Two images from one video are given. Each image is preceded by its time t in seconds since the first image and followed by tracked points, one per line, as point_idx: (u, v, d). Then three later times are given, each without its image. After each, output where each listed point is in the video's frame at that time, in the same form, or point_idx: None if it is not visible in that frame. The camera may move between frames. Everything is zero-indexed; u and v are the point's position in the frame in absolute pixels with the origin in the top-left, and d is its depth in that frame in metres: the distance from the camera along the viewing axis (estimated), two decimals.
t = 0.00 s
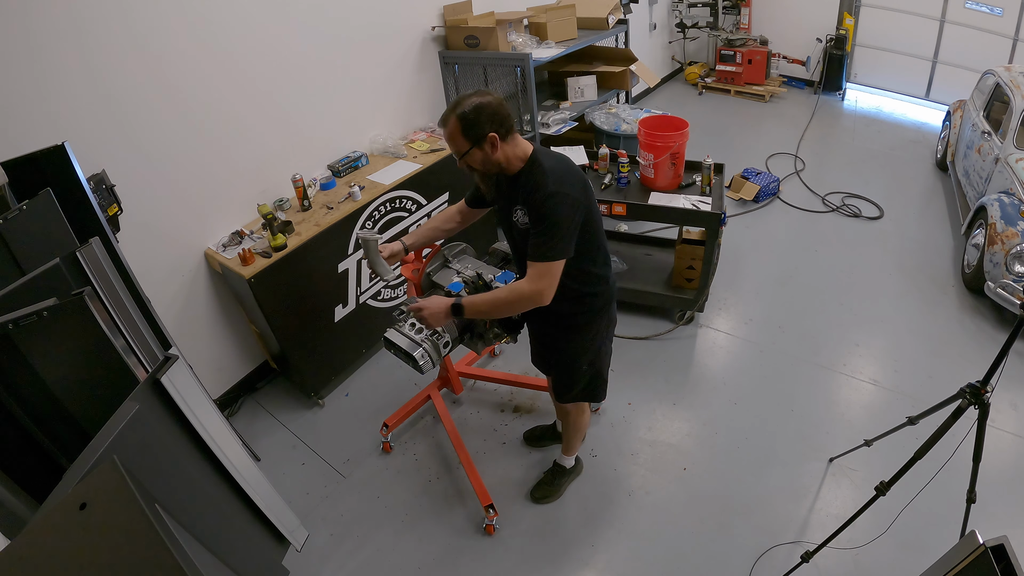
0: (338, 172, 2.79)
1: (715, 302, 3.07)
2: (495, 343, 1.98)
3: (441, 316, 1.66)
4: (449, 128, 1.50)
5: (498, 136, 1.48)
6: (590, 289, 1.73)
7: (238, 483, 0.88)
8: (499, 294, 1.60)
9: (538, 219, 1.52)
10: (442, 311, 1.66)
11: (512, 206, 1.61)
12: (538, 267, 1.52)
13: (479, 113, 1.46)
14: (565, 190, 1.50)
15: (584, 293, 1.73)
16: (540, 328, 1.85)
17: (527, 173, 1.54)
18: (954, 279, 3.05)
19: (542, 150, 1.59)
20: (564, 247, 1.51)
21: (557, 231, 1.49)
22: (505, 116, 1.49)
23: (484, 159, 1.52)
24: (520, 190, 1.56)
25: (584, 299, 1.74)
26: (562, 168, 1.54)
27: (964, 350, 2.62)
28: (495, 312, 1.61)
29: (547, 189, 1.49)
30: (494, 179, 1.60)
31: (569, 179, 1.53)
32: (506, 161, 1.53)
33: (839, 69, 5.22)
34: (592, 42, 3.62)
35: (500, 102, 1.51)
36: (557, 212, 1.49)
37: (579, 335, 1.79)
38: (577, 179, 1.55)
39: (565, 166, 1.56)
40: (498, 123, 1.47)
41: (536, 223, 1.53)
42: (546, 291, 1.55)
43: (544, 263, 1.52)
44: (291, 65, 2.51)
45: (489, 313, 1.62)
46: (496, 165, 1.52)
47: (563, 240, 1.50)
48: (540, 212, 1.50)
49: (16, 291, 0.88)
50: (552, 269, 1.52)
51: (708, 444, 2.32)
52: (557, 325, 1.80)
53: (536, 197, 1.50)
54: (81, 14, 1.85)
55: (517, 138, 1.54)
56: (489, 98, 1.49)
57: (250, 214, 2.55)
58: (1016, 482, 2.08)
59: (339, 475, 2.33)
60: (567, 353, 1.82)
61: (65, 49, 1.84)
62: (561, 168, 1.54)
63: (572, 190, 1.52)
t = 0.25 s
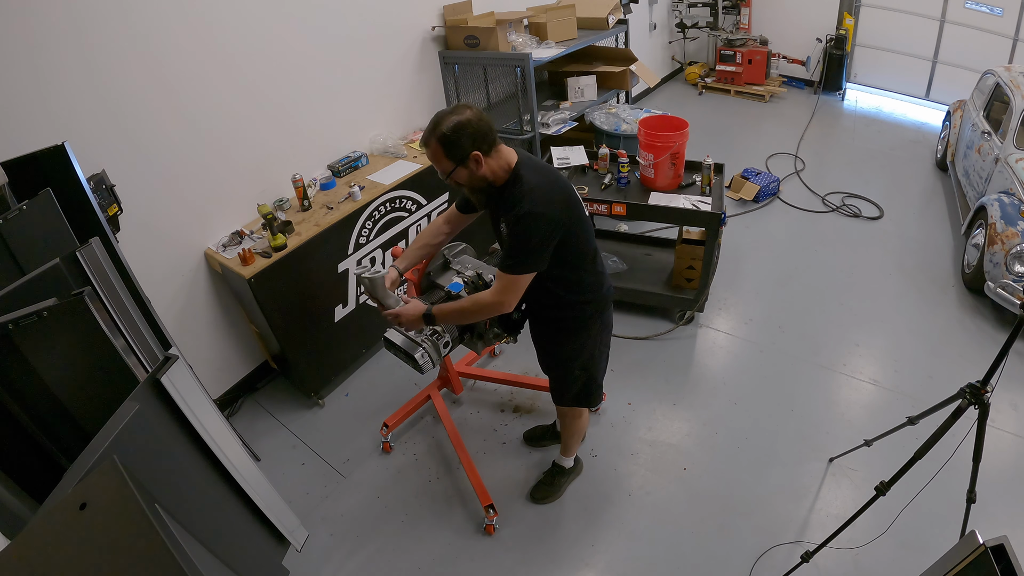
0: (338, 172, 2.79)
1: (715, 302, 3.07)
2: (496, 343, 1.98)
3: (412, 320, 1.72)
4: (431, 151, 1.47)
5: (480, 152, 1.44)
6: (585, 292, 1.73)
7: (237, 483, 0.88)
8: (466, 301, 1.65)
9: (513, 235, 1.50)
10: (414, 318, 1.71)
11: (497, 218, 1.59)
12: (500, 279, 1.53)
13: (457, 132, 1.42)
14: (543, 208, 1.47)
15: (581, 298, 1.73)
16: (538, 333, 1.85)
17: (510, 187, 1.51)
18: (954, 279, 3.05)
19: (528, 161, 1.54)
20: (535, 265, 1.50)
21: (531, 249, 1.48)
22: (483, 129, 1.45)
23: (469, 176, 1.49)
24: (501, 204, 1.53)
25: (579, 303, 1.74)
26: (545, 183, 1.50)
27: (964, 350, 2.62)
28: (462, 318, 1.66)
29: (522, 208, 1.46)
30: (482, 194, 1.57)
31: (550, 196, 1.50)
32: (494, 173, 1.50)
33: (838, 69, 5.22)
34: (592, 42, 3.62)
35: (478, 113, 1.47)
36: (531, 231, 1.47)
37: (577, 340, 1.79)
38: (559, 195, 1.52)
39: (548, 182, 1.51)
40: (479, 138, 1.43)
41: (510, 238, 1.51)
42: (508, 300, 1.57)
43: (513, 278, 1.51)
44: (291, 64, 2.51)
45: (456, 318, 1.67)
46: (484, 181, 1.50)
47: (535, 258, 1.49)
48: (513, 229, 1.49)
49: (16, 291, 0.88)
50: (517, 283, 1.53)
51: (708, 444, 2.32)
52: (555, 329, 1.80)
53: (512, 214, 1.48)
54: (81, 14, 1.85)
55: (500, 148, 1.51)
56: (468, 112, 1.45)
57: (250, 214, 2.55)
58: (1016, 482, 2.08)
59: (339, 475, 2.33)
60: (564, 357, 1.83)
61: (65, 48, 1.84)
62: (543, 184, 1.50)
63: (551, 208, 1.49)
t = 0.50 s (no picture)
0: (338, 172, 2.80)
1: (715, 302, 3.07)
2: (495, 343, 1.97)
3: (426, 334, 1.70)
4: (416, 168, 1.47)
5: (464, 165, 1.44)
6: (584, 293, 1.73)
7: (237, 482, 0.88)
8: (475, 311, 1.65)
9: (505, 243, 1.50)
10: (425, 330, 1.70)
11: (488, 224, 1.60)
12: (502, 287, 1.54)
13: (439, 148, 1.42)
14: (532, 215, 1.47)
15: (580, 299, 1.73)
16: (537, 334, 1.85)
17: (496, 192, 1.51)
18: (954, 279, 3.05)
19: (515, 167, 1.54)
20: (530, 271, 1.51)
21: (524, 256, 1.48)
22: (465, 141, 1.45)
23: (457, 189, 1.50)
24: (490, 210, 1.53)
25: (577, 304, 1.74)
26: (533, 189, 1.50)
27: (964, 350, 2.62)
28: (473, 326, 1.65)
29: (512, 217, 1.45)
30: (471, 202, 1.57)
31: (538, 202, 1.49)
32: (482, 183, 1.50)
33: (838, 70, 5.22)
34: (592, 42, 3.62)
35: (458, 125, 1.46)
36: (524, 238, 1.47)
37: (575, 341, 1.79)
38: (548, 201, 1.51)
39: (535, 188, 1.51)
40: (461, 151, 1.43)
41: (503, 246, 1.51)
42: (515, 307, 1.57)
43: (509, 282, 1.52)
44: (292, 64, 2.51)
45: (468, 328, 1.66)
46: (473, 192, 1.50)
47: (530, 265, 1.49)
48: (506, 237, 1.49)
49: (16, 291, 0.88)
50: (518, 289, 1.53)
51: (708, 444, 2.32)
52: (553, 331, 1.80)
53: (502, 223, 1.48)
54: (82, 13, 1.85)
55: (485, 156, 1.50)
56: (447, 125, 1.45)
57: (250, 214, 2.55)
58: (1016, 482, 2.08)
59: (339, 475, 2.33)
60: (563, 358, 1.83)
61: (65, 48, 1.84)
62: (531, 190, 1.49)
63: (541, 214, 1.48)
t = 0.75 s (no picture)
0: (338, 172, 2.80)
1: (715, 302, 3.07)
2: (495, 343, 1.97)
3: (427, 335, 1.71)
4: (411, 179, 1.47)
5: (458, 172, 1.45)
6: (583, 293, 1.73)
7: (238, 483, 0.88)
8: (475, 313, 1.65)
9: (501, 247, 1.50)
10: (427, 334, 1.70)
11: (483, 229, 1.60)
12: (500, 288, 1.54)
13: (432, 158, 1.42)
14: (525, 219, 1.46)
15: (579, 299, 1.73)
16: (536, 335, 1.85)
17: (490, 197, 1.50)
18: (954, 279, 3.05)
19: (508, 170, 1.53)
20: (528, 274, 1.51)
21: (521, 259, 1.48)
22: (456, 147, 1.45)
23: (452, 196, 1.50)
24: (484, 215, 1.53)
25: (576, 305, 1.74)
26: (527, 192, 1.49)
27: (964, 350, 2.62)
28: (472, 328, 1.65)
29: (507, 221, 1.45)
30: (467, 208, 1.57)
31: (532, 205, 1.49)
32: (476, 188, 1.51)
33: (838, 70, 5.22)
34: (592, 42, 3.62)
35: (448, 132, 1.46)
36: (520, 242, 1.47)
37: (574, 342, 1.80)
38: (543, 203, 1.51)
39: (529, 190, 1.50)
40: (454, 159, 1.43)
41: (500, 251, 1.51)
42: (515, 308, 1.57)
43: (507, 286, 1.52)
44: (292, 64, 2.51)
45: (468, 330, 1.66)
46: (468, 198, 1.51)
47: (527, 269, 1.49)
48: (502, 242, 1.48)
49: (16, 292, 0.88)
50: (517, 292, 1.53)
51: (708, 444, 2.32)
52: (552, 331, 1.80)
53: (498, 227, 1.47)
54: (81, 13, 1.85)
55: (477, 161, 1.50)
56: (438, 133, 1.45)
57: (250, 214, 2.55)
58: (1016, 482, 2.08)
59: (339, 475, 2.33)
60: (562, 359, 1.83)
61: (65, 48, 1.84)
62: (524, 193, 1.49)
63: (536, 218, 1.48)
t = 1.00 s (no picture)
0: (338, 172, 2.80)
1: (715, 302, 3.07)
2: (495, 344, 1.97)
3: (428, 336, 1.71)
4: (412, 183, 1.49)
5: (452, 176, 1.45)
6: (583, 293, 1.73)
7: (237, 482, 0.88)
8: (476, 314, 1.65)
9: (499, 248, 1.50)
10: (429, 335, 1.70)
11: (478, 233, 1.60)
12: (500, 289, 1.54)
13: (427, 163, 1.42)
14: (521, 220, 1.46)
15: (578, 299, 1.73)
16: (535, 335, 1.85)
17: (485, 200, 1.50)
18: (954, 279, 3.05)
19: (504, 171, 1.53)
20: (526, 275, 1.51)
21: (520, 260, 1.49)
22: (450, 151, 1.45)
23: (448, 200, 1.50)
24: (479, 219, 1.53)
25: (576, 305, 1.74)
26: (524, 193, 1.50)
27: (964, 350, 2.62)
28: (473, 328, 1.66)
29: (505, 222, 1.45)
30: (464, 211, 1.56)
31: (528, 205, 1.49)
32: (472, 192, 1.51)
33: (838, 69, 5.22)
34: (592, 42, 3.62)
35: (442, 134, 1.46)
36: (518, 243, 1.47)
37: (574, 342, 1.80)
38: (540, 203, 1.51)
39: (526, 191, 1.50)
40: (447, 163, 1.43)
41: (497, 252, 1.51)
42: (515, 309, 1.57)
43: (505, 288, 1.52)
44: (292, 64, 2.51)
45: (470, 330, 1.66)
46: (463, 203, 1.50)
47: (525, 271, 1.50)
48: (500, 243, 1.49)
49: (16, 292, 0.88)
50: (516, 293, 1.53)
51: (708, 444, 2.32)
52: (552, 331, 1.80)
53: (495, 228, 1.47)
54: (81, 13, 1.85)
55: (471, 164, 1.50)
56: (431, 137, 1.44)
57: (250, 214, 2.55)
58: (1016, 482, 2.08)
59: (339, 475, 2.33)
60: (561, 359, 1.83)
61: (65, 48, 1.84)
62: (519, 194, 1.49)
63: (532, 218, 1.48)
